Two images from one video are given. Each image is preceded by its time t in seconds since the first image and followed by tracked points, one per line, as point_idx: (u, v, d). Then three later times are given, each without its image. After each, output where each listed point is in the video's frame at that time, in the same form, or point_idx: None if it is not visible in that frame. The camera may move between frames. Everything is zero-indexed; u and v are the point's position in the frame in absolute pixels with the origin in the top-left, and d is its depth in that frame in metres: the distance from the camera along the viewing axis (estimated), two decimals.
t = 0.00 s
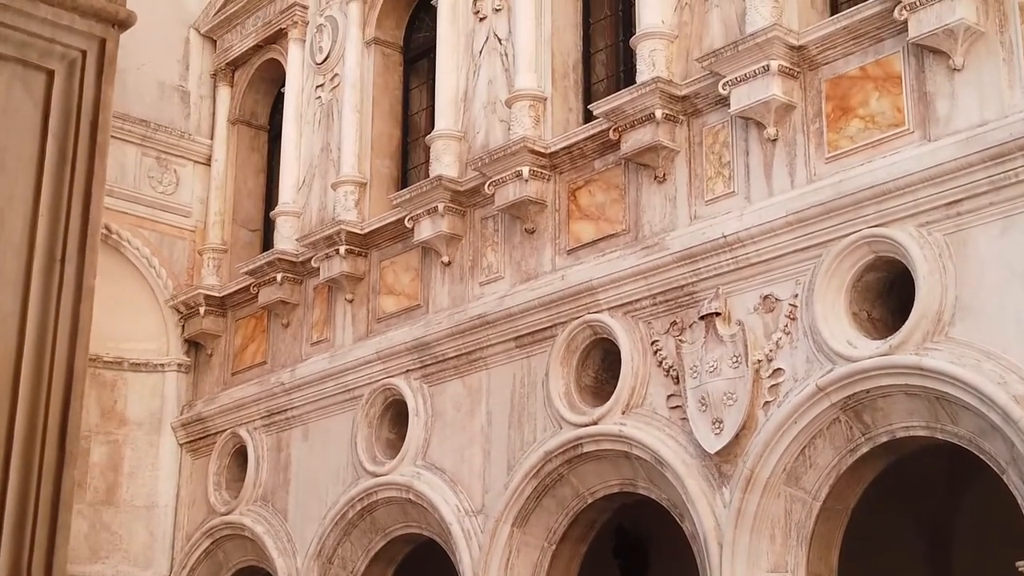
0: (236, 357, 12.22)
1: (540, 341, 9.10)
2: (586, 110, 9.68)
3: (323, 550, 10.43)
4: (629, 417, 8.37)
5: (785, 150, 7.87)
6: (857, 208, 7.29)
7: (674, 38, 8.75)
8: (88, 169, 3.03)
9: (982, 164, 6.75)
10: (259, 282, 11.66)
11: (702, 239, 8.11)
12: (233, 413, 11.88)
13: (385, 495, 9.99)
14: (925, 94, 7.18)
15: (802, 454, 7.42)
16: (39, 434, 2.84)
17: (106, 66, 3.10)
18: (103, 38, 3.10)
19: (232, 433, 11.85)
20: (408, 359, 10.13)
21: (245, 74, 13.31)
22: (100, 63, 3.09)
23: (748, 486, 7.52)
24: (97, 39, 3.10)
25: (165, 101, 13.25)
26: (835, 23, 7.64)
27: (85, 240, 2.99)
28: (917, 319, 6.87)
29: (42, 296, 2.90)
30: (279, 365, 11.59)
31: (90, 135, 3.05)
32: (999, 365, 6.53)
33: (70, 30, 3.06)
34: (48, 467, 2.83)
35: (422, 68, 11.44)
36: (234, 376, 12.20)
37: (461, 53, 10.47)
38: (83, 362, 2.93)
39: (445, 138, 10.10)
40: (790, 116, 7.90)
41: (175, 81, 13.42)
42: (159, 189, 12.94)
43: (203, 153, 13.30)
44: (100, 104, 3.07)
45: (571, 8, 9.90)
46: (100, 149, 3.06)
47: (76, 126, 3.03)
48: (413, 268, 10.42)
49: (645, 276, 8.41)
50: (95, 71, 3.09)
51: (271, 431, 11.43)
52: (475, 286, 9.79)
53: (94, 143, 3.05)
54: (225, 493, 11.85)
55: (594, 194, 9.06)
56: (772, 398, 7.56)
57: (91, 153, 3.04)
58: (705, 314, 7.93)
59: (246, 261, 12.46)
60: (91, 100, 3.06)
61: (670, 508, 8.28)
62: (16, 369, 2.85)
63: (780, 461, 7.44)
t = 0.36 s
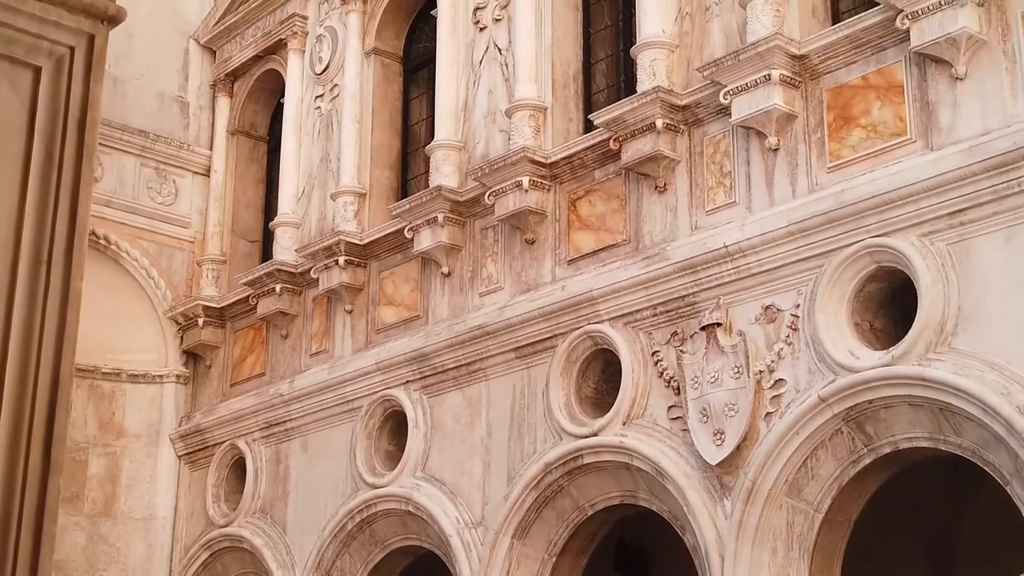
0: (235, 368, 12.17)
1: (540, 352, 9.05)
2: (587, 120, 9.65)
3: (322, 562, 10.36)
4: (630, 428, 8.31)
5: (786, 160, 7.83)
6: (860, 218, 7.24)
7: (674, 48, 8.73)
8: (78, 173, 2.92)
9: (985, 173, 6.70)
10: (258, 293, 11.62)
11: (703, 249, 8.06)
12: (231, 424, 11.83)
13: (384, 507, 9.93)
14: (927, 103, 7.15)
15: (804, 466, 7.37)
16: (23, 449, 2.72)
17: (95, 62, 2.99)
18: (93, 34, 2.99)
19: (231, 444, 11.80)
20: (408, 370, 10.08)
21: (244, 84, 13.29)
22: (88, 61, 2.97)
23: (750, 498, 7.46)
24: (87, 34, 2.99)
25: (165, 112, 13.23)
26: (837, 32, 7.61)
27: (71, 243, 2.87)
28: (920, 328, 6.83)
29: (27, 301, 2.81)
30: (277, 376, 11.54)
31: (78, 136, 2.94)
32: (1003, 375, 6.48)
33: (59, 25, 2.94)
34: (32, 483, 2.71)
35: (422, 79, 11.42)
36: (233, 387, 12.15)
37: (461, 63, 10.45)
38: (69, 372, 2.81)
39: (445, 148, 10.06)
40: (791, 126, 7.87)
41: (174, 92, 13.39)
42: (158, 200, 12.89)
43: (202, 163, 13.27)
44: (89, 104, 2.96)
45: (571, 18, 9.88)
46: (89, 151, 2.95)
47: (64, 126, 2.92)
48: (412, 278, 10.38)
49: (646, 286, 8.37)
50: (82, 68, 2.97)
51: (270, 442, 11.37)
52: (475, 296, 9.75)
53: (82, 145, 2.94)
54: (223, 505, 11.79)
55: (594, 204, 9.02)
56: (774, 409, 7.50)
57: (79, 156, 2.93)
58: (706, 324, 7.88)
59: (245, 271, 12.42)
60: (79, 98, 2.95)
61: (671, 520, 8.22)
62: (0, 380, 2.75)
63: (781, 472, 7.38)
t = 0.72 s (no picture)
0: (234, 379, 12.13)
1: (540, 363, 9.01)
2: (587, 129, 9.61)
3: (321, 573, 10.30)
4: (631, 439, 8.26)
5: (788, 169, 7.80)
6: (862, 227, 7.20)
7: (675, 57, 8.70)
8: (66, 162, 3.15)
9: (988, 182, 6.66)
10: (258, 303, 11.57)
11: (705, 258, 8.01)
12: (230, 435, 11.78)
13: (383, 518, 9.88)
14: (929, 111, 7.11)
15: (806, 476, 7.31)
16: (9, 444, 2.93)
17: (83, 58, 3.21)
18: (80, 30, 3.21)
19: (230, 456, 11.74)
20: (408, 381, 10.03)
21: (244, 94, 13.26)
22: (76, 56, 3.20)
23: (752, 508, 7.40)
24: (76, 31, 3.21)
25: (164, 122, 13.20)
26: (838, 40, 7.58)
27: (60, 245, 3.08)
28: (923, 338, 6.78)
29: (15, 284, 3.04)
30: (277, 387, 11.49)
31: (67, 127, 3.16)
32: (1006, 385, 6.42)
33: (47, 21, 3.16)
34: (19, 454, 2.93)
35: (422, 88, 11.38)
36: (232, 398, 12.10)
37: (461, 73, 10.42)
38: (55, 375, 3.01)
39: (445, 158, 10.03)
40: (793, 135, 7.83)
41: (174, 102, 13.37)
42: (157, 210, 12.85)
43: (202, 173, 13.22)
44: (76, 100, 3.18)
45: (571, 26, 9.85)
46: (78, 142, 3.17)
47: (52, 120, 3.14)
48: (412, 288, 10.34)
49: (647, 296, 8.32)
50: (71, 64, 3.20)
51: (269, 453, 11.32)
52: (476, 306, 9.71)
53: (71, 136, 3.17)
54: (222, 516, 11.73)
55: (595, 214, 8.98)
56: (776, 419, 7.45)
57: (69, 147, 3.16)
58: (707, 334, 7.84)
59: (245, 282, 12.38)
60: (67, 95, 3.17)
61: (672, 531, 8.17)
62: None
63: (784, 483, 7.33)
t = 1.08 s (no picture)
0: (233, 391, 12.09)
1: (540, 374, 8.96)
2: (587, 139, 9.57)
3: None
4: (631, 450, 8.21)
5: (789, 178, 7.76)
6: (864, 236, 7.15)
7: (676, 66, 8.66)
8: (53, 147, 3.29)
9: (990, 192, 6.61)
10: (257, 314, 11.53)
11: (706, 268, 7.97)
12: (229, 447, 11.72)
13: (382, 530, 9.82)
14: (931, 120, 7.07)
15: (808, 487, 7.26)
16: None
17: (70, 48, 3.36)
18: (67, 22, 3.36)
19: (229, 467, 11.69)
20: (407, 392, 9.98)
21: (243, 104, 13.24)
22: (62, 47, 3.35)
23: (753, 520, 7.35)
24: (62, 23, 3.36)
25: (163, 133, 13.18)
26: (840, 49, 7.55)
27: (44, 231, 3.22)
28: (926, 348, 6.73)
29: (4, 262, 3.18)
30: (276, 398, 11.45)
31: (54, 113, 3.30)
32: (1010, 396, 6.37)
33: (33, 14, 3.32)
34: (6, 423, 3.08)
35: (422, 98, 11.35)
36: (231, 410, 12.06)
37: (460, 83, 10.39)
38: (38, 376, 3.13)
39: (444, 168, 10.00)
40: (794, 144, 7.79)
41: (173, 112, 13.34)
42: (156, 221, 12.81)
43: (202, 184, 13.19)
44: (61, 88, 3.31)
45: (571, 36, 9.81)
46: (64, 126, 3.30)
47: (38, 110, 3.29)
48: (411, 299, 10.30)
49: (647, 306, 8.28)
50: (58, 55, 3.34)
51: (268, 465, 11.27)
52: (475, 317, 9.66)
53: (57, 122, 3.30)
54: (221, 528, 11.67)
55: (595, 224, 8.95)
56: (778, 430, 7.40)
57: (56, 134, 3.29)
58: (708, 344, 7.79)
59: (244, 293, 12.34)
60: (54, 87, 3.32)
61: (673, 543, 8.11)
62: None
63: (785, 495, 7.28)
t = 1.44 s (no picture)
0: (232, 403, 12.04)
1: (540, 386, 8.92)
2: (587, 150, 9.54)
3: None
4: (631, 462, 8.15)
5: (790, 188, 7.72)
6: (865, 247, 7.12)
7: (676, 77, 8.64)
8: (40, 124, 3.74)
9: (992, 202, 6.58)
10: (256, 326, 11.48)
11: (706, 279, 7.92)
12: (228, 460, 11.67)
13: (381, 543, 9.76)
14: (932, 130, 7.04)
15: (810, 500, 7.20)
16: None
17: (56, 40, 3.82)
18: (53, 15, 3.83)
19: (227, 480, 11.63)
20: (406, 404, 9.93)
21: (242, 116, 13.21)
22: (49, 37, 3.81)
23: (754, 533, 7.29)
24: (48, 16, 3.82)
25: (162, 145, 13.16)
26: (840, 59, 7.52)
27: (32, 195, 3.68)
28: (928, 359, 6.69)
29: None
30: (274, 411, 11.40)
31: (41, 94, 3.74)
32: (1012, 407, 6.32)
33: (22, 10, 3.77)
34: None
35: (422, 109, 11.32)
36: (230, 422, 12.01)
37: (459, 94, 10.36)
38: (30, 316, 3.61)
39: (444, 179, 9.96)
40: (795, 155, 7.76)
41: (173, 124, 13.32)
42: (155, 233, 12.78)
43: (201, 196, 13.15)
44: (47, 74, 3.77)
45: (571, 47, 9.79)
46: (51, 107, 3.75)
47: (24, 92, 3.73)
48: (410, 310, 10.26)
49: (647, 317, 8.23)
50: (46, 45, 3.81)
51: (266, 478, 11.21)
52: (475, 329, 9.62)
53: (44, 101, 3.74)
54: (219, 542, 11.61)
55: (595, 235, 8.91)
56: (779, 442, 7.35)
57: (42, 110, 3.73)
58: (708, 356, 7.75)
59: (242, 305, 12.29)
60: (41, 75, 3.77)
61: (674, 556, 8.06)
62: None
63: (787, 508, 7.22)
